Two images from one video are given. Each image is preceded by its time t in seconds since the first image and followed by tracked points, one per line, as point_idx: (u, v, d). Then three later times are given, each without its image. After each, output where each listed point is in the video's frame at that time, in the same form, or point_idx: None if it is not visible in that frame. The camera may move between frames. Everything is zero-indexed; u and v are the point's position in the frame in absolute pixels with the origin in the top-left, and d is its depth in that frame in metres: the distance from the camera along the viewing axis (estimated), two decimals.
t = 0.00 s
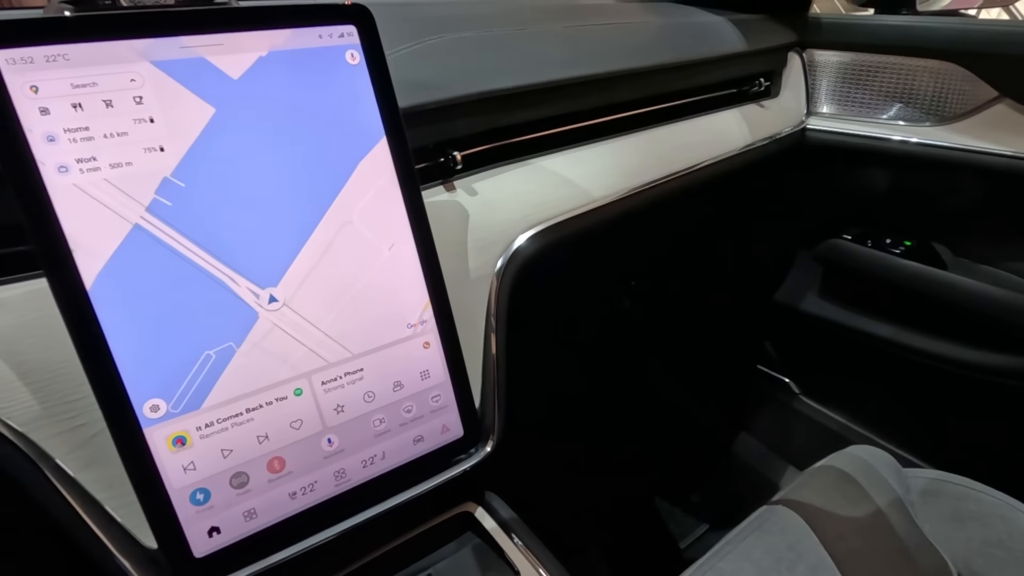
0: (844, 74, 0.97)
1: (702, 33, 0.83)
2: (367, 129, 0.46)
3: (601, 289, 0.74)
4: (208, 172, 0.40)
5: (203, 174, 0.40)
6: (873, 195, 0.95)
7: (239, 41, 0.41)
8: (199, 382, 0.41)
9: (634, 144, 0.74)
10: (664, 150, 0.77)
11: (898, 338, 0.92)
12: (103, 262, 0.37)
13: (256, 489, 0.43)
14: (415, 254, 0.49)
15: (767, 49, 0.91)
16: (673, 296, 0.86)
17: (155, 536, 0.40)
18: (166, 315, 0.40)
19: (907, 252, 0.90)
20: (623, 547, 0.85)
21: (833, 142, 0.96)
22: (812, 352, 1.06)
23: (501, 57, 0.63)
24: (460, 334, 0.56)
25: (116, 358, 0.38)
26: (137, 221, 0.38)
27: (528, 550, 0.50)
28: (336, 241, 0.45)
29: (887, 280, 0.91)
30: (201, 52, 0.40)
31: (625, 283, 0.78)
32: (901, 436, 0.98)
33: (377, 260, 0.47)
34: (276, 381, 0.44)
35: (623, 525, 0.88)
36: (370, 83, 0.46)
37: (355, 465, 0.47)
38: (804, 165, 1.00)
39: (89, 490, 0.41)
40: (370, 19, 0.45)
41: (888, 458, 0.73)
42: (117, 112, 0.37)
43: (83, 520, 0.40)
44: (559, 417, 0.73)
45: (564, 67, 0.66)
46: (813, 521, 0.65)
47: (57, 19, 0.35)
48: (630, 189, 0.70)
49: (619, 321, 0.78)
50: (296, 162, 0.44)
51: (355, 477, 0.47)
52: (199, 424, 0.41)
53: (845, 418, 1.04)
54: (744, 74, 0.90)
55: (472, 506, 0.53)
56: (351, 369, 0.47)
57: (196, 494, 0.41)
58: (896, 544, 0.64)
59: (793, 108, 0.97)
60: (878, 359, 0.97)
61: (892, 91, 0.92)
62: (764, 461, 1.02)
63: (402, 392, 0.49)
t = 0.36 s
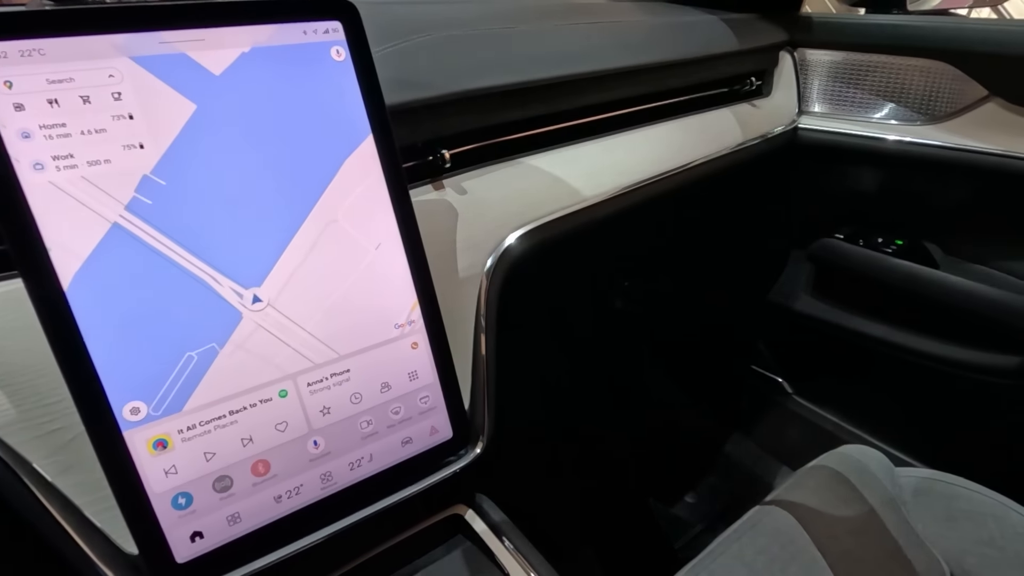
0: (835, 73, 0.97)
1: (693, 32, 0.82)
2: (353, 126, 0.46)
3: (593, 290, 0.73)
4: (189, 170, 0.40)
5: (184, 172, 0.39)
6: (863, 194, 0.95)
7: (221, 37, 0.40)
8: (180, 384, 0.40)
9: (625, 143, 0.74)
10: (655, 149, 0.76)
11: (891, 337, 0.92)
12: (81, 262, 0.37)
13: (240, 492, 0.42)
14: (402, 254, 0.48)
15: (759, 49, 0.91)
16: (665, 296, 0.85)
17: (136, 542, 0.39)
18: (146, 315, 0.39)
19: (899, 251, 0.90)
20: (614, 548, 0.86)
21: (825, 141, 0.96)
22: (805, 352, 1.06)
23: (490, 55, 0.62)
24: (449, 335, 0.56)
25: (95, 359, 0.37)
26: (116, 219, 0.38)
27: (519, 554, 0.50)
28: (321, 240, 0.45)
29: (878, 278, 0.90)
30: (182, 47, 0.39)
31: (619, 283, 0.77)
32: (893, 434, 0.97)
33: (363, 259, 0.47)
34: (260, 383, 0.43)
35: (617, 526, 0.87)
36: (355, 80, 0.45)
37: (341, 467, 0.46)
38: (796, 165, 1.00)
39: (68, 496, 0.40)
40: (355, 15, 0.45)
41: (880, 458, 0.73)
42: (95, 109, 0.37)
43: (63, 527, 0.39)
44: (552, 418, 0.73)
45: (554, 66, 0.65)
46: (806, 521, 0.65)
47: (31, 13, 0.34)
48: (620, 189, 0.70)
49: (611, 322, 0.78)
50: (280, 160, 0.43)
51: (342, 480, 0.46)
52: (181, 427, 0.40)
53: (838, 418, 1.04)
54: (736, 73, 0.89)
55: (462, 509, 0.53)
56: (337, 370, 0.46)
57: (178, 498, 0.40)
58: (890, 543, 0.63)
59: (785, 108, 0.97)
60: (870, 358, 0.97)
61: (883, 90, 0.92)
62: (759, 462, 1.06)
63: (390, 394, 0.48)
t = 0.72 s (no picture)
0: (829, 76, 0.97)
1: (690, 36, 0.83)
2: (356, 132, 0.46)
3: (592, 292, 0.74)
4: (196, 175, 0.40)
5: (190, 177, 0.40)
6: (857, 194, 0.97)
7: (227, 43, 0.41)
8: (187, 387, 0.41)
9: (623, 146, 0.75)
10: (652, 152, 0.77)
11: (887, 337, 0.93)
12: (90, 266, 0.37)
13: (246, 494, 0.43)
14: (405, 257, 0.49)
15: (755, 52, 0.91)
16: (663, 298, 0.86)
17: (143, 543, 0.39)
18: (154, 319, 0.39)
19: (893, 252, 0.91)
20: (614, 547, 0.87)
21: (820, 143, 0.97)
22: (801, 352, 1.07)
23: (490, 59, 0.63)
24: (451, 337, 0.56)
25: (103, 363, 0.37)
26: (123, 224, 0.38)
27: (521, 553, 0.50)
28: (325, 244, 0.45)
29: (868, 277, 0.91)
30: (188, 54, 0.40)
31: (618, 284, 0.78)
32: (887, 434, 0.99)
33: (367, 263, 0.47)
34: (265, 385, 0.43)
35: (615, 525, 0.88)
36: (359, 86, 0.46)
37: (346, 468, 0.47)
38: (790, 167, 1.01)
39: (76, 498, 0.41)
40: (358, 21, 0.45)
41: (875, 456, 0.74)
42: (103, 115, 0.37)
43: (72, 529, 0.40)
44: (552, 418, 0.73)
45: (553, 70, 0.66)
46: (803, 519, 0.65)
47: (40, 21, 0.35)
48: (619, 191, 0.71)
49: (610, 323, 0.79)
50: (286, 166, 0.43)
51: (347, 481, 0.47)
52: (188, 430, 0.41)
53: (834, 417, 1.05)
54: (732, 76, 0.90)
55: (464, 509, 0.54)
56: (341, 372, 0.47)
57: (185, 499, 0.41)
58: (885, 541, 0.64)
59: (780, 112, 0.97)
60: (866, 357, 0.98)
61: (877, 93, 0.93)
62: (758, 462, 1.07)
63: (393, 396, 0.49)
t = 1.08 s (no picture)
0: (822, 76, 0.98)
1: (684, 37, 0.84)
2: (357, 130, 0.47)
3: (589, 289, 0.75)
4: (199, 172, 0.41)
5: (194, 174, 0.40)
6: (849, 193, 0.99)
7: (229, 43, 0.42)
8: (191, 381, 0.41)
9: (619, 145, 0.75)
10: (648, 150, 0.78)
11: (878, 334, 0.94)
12: (94, 263, 0.37)
13: (249, 487, 0.44)
14: (405, 254, 0.50)
15: (749, 52, 0.92)
16: (659, 296, 0.87)
17: (148, 537, 0.40)
18: (158, 315, 0.40)
19: (885, 249, 0.94)
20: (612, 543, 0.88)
21: (812, 142, 0.98)
22: (795, 349, 1.08)
23: (488, 59, 0.63)
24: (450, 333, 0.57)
25: (108, 358, 0.38)
26: (128, 221, 0.39)
27: (522, 546, 0.52)
28: (327, 240, 0.46)
29: (859, 275, 0.94)
30: (191, 53, 0.40)
31: (615, 283, 0.79)
32: (879, 429, 0.99)
33: (368, 259, 0.48)
34: (268, 380, 0.44)
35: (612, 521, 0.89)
36: (359, 85, 0.47)
37: (347, 462, 0.48)
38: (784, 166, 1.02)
39: (81, 491, 0.41)
40: (359, 20, 0.46)
41: (867, 449, 0.75)
42: (107, 113, 0.38)
43: (78, 522, 0.40)
44: (550, 413, 0.74)
45: (550, 69, 0.66)
46: (798, 512, 0.66)
47: (44, 21, 0.35)
48: (616, 189, 0.72)
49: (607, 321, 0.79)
50: (288, 163, 0.44)
51: (348, 474, 0.48)
52: (192, 424, 0.41)
53: (827, 413, 1.06)
54: (727, 76, 0.91)
55: (464, 503, 0.55)
56: (342, 367, 0.47)
57: (189, 493, 0.41)
58: (879, 533, 0.65)
59: (775, 109, 0.97)
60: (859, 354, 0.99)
61: (869, 92, 0.94)
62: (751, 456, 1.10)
63: (394, 390, 0.50)
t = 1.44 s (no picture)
0: (814, 75, 0.99)
1: (677, 36, 0.84)
2: (351, 128, 0.47)
3: (584, 288, 0.76)
4: (192, 169, 0.41)
5: (187, 172, 0.40)
6: (840, 191, 1.00)
7: (222, 40, 0.41)
8: (185, 379, 0.41)
9: (613, 143, 0.75)
10: (642, 149, 0.78)
11: (868, 330, 0.95)
12: (87, 260, 0.37)
13: (244, 485, 0.44)
14: (399, 251, 0.50)
15: (741, 50, 0.92)
16: (654, 294, 0.87)
17: (143, 535, 0.40)
18: (152, 312, 0.40)
19: (877, 247, 0.94)
20: (606, 541, 0.89)
21: (805, 141, 0.99)
22: (788, 347, 1.08)
23: (481, 58, 0.63)
24: (445, 331, 0.57)
25: (102, 356, 0.38)
26: (121, 219, 0.39)
27: (517, 544, 0.53)
28: (321, 238, 0.46)
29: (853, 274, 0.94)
30: (184, 51, 0.40)
31: (611, 282, 0.80)
32: (872, 425, 1.00)
33: (361, 257, 0.48)
34: (263, 378, 0.44)
35: (608, 519, 0.90)
36: (353, 83, 0.46)
37: (342, 460, 0.48)
38: (777, 164, 1.02)
39: (75, 489, 0.41)
40: (352, 19, 0.46)
41: (859, 444, 0.76)
42: (100, 111, 0.38)
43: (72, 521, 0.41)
44: (545, 410, 0.74)
45: (543, 68, 0.66)
46: (791, 508, 0.67)
47: (35, 19, 0.35)
48: (609, 188, 0.72)
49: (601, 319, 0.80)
50: (281, 161, 0.44)
51: (343, 471, 0.48)
52: (186, 422, 0.41)
53: (820, 410, 1.07)
54: (720, 75, 0.91)
55: (459, 501, 0.56)
56: (337, 365, 0.47)
57: (183, 491, 0.41)
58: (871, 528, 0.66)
59: (767, 109, 0.98)
60: (852, 350, 1.00)
61: (861, 90, 0.95)
62: (743, 451, 1.10)
63: (388, 388, 0.50)
